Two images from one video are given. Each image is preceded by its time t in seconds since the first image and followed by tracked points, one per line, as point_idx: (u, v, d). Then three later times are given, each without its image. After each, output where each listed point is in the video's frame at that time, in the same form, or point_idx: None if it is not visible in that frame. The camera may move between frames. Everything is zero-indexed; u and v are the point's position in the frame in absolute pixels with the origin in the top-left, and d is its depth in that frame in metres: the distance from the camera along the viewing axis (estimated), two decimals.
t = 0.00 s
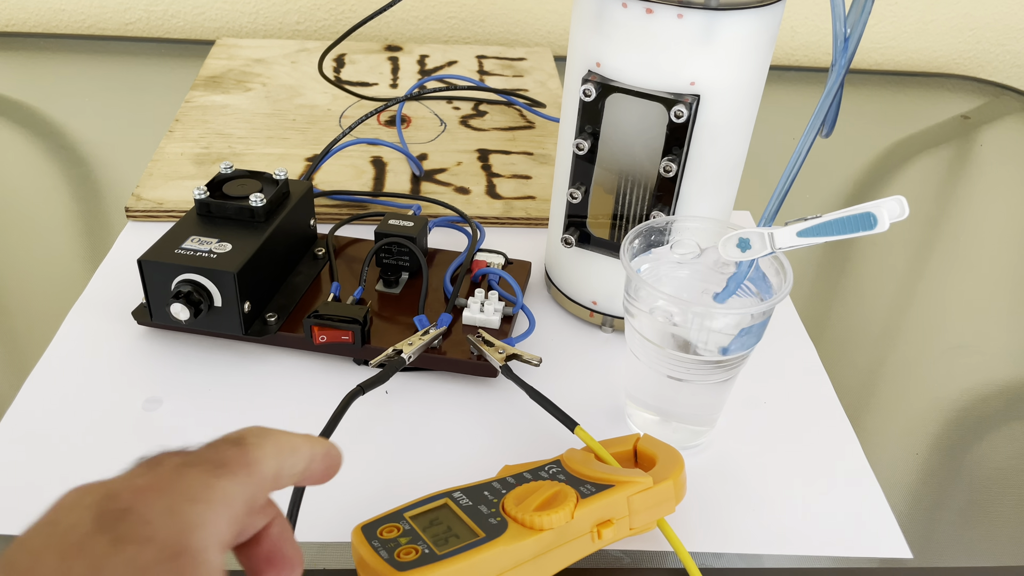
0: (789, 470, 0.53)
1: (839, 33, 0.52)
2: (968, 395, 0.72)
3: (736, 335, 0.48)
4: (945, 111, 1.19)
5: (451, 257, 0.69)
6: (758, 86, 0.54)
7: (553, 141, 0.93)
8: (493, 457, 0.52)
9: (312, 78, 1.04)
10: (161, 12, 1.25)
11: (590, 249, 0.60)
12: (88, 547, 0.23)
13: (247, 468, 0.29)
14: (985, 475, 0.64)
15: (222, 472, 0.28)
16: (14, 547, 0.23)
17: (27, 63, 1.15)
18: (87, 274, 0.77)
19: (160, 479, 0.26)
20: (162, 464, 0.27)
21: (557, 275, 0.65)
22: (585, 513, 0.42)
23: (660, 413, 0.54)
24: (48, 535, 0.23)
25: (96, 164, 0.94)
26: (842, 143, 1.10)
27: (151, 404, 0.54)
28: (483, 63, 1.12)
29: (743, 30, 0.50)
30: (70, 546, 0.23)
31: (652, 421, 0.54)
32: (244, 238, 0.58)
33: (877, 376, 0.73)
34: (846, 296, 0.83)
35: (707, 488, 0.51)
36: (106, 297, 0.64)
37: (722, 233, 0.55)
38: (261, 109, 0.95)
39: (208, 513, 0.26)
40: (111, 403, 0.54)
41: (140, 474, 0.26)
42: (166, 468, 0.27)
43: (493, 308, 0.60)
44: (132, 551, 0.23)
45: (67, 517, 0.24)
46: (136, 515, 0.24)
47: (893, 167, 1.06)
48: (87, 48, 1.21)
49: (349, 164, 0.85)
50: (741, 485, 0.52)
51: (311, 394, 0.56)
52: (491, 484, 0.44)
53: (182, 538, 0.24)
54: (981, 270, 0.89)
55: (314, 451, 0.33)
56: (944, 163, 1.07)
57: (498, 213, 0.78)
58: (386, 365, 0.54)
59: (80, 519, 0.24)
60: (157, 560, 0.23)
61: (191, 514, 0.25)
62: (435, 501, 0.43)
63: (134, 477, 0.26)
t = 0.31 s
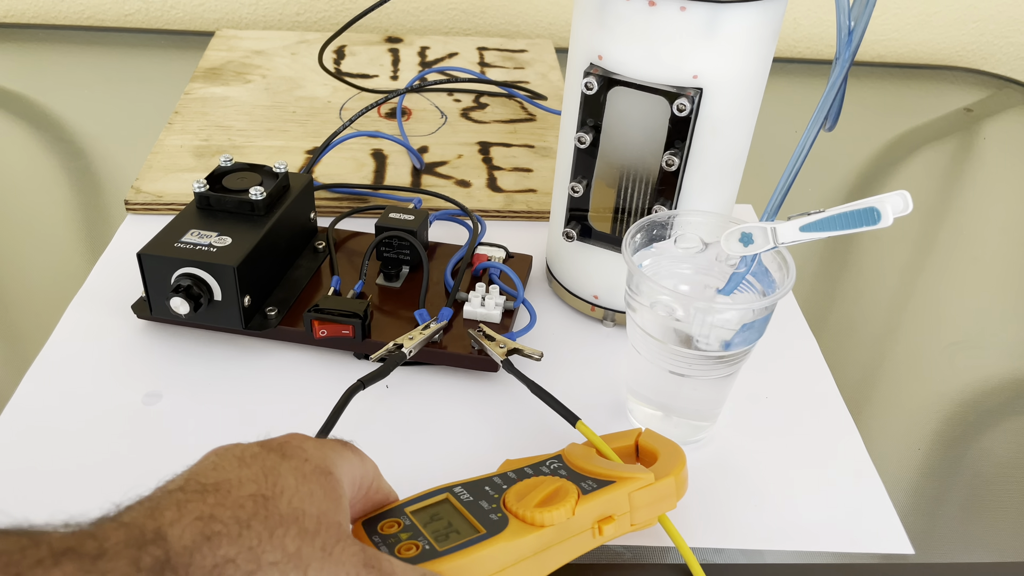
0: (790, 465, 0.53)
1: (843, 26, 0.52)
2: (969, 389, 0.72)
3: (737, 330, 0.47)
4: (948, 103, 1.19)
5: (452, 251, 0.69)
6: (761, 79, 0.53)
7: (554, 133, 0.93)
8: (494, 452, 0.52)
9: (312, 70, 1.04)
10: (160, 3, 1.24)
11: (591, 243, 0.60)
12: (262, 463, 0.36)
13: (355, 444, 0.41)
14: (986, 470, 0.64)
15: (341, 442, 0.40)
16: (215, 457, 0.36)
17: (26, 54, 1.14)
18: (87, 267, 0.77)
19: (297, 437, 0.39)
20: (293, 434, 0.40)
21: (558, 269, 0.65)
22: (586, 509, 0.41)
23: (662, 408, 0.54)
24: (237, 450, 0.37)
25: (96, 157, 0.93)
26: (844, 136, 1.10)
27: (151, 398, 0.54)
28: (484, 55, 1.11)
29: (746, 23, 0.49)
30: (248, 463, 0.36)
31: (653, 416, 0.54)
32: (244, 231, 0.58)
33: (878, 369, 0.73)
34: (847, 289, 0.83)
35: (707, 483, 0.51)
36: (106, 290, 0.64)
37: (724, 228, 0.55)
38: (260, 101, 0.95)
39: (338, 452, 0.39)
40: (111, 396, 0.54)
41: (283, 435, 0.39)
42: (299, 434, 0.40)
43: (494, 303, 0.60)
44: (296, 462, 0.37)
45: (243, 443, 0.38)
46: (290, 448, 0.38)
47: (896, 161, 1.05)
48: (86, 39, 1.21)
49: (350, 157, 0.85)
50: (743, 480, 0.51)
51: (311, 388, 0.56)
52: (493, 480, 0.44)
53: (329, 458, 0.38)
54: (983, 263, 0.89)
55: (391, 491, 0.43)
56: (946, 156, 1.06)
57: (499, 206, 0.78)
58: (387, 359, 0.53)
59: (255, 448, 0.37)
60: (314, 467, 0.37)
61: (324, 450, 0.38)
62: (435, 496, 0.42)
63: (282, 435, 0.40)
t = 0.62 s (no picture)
0: (791, 454, 0.53)
1: (849, 12, 0.51)
2: (970, 378, 0.72)
3: (739, 319, 0.47)
4: (951, 91, 1.18)
5: (453, 239, 0.68)
6: (766, 66, 0.52)
7: (555, 120, 0.92)
8: (495, 441, 0.52)
9: (312, 56, 1.03)
10: None
11: (593, 230, 0.60)
12: (263, 540, 0.34)
13: (353, 484, 0.38)
14: (987, 459, 0.64)
15: (337, 488, 0.38)
16: (210, 536, 0.34)
17: (24, 39, 1.13)
18: (86, 254, 0.76)
19: (292, 495, 0.37)
20: (286, 488, 0.37)
21: (559, 257, 0.65)
22: (607, 514, 0.41)
23: (662, 397, 0.54)
24: (231, 524, 0.35)
25: (95, 143, 0.93)
26: (848, 124, 1.09)
27: (150, 385, 0.54)
28: (485, 41, 1.10)
29: (751, 8, 0.48)
30: (248, 541, 0.34)
31: (655, 405, 0.54)
32: (243, 218, 0.57)
33: (879, 358, 0.73)
34: (850, 278, 0.82)
35: (707, 472, 0.51)
36: (105, 277, 0.64)
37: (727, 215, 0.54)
38: (260, 87, 0.94)
39: (340, 511, 0.37)
40: (111, 384, 0.54)
41: (276, 492, 0.37)
42: (293, 488, 0.37)
43: (495, 291, 0.59)
44: (299, 534, 0.35)
45: (236, 511, 0.35)
46: (288, 513, 0.35)
47: (899, 149, 1.05)
48: (84, 24, 1.20)
49: (350, 144, 0.84)
50: (745, 470, 0.51)
51: (311, 376, 0.56)
52: (499, 490, 0.42)
53: (331, 522, 0.36)
54: (985, 252, 0.88)
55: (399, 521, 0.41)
56: (949, 145, 1.05)
57: (500, 193, 0.77)
58: (387, 347, 0.53)
59: (250, 517, 0.35)
60: (320, 540, 0.35)
61: (324, 510, 0.36)
62: (445, 518, 0.40)
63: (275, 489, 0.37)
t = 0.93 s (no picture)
0: (794, 440, 0.53)
1: None
2: (973, 364, 0.72)
3: (741, 304, 0.47)
4: (956, 76, 1.17)
5: (455, 225, 0.68)
6: (771, 48, 0.51)
7: (557, 104, 0.91)
8: (497, 428, 0.52)
9: (312, 39, 1.02)
10: None
11: (595, 215, 0.59)
12: None
13: (382, 503, 0.36)
14: (988, 444, 0.64)
15: (366, 512, 0.35)
16: None
17: (22, 20, 1.12)
18: (85, 237, 0.76)
19: (321, 530, 0.34)
20: (313, 520, 0.34)
21: (561, 242, 0.64)
22: (630, 500, 0.41)
23: (664, 382, 0.53)
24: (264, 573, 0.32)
25: (93, 126, 0.92)
26: (851, 109, 1.08)
27: (150, 368, 0.54)
28: (486, 24, 1.09)
29: None
30: None
31: (657, 390, 0.54)
32: (243, 202, 0.57)
33: (882, 344, 0.72)
34: (853, 263, 0.82)
35: (708, 456, 0.51)
36: (103, 261, 0.63)
37: (730, 200, 0.54)
38: (260, 70, 0.93)
39: (373, 540, 0.34)
40: (111, 368, 0.54)
41: (304, 527, 0.34)
42: (320, 518, 0.34)
43: (496, 278, 0.59)
44: None
45: (267, 556, 0.32)
46: (321, 554, 0.33)
47: (903, 134, 1.04)
48: (82, 6, 1.18)
49: (350, 127, 0.84)
50: (746, 454, 0.51)
51: (312, 361, 0.56)
52: (517, 481, 0.42)
53: (367, 557, 0.33)
54: (990, 237, 0.88)
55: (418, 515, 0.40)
56: (954, 130, 1.05)
57: (501, 178, 0.77)
58: (387, 333, 0.53)
59: (282, 562, 0.32)
60: None
61: (358, 544, 0.33)
62: (465, 512, 0.40)
63: (301, 522, 0.34)
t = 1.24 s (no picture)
0: (794, 424, 0.53)
1: None
2: (973, 349, 0.72)
3: (743, 289, 0.46)
4: (961, 60, 1.16)
5: (457, 209, 0.67)
6: (774, 30, 0.51)
7: (559, 88, 0.90)
8: (497, 412, 0.52)
9: (311, 21, 1.01)
10: None
11: (597, 200, 0.59)
12: (299, 549, 0.31)
13: (383, 462, 0.36)
14: (989, 428, 0.64)
15: (366, 471, 0.35)
16: (242, 544, 0.31)
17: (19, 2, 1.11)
18: (84, 220, 0.75)
19: (321, 488, 0.33)
20: (313, 476, 0.34)
21: (562, 226, 0.64)
22: (633, 476, 0.41)
23: (665, 366, 0.53)
24: (263, 528, 0.31)
25: (92, 109, 0.91)
26: (855, 93, 1.07)
27: (150, 352, 0.54)
28: (487, 6, 1.08)
29: None
30: (283, 551, 0.31)
31: (657, 374, 0.54)
32: (243, 185, 0.57)
33: (883, 329, 0.72)
34: (855, 247, 0.81)
35: (708, 440, 0.51)
36: (103, 245, 0.63)
37: (733, 184, 0.53)
38: (259, 53, 0.92)
39: (371, 500, 0.34)
40: (111, 351, 0.54)
41: (304, 483, 0.33)
42: (320, 475, 0.34)
43: (498, 263, 0.59)
44: (336, 538, 0.31)
45: (266, 512, 0.32)
46: (321, 512, 0.32)
47: (906, 118, 1.03)
48: None
49: (350, 111, 0.83)
50: (747, 438, 0.51)
51: (312, 345, 0.55)
52: (522, 450, 0.42)
53: (366, 517, 0.33)
54: (993, 222, 0.87)
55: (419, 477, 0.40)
56: (957, 114, 1.04)
57: (502, 161, 0.76)
58: (387, 318, 0.53)
59: (281, 519, 0.32)
60: (358, 542, 0.32)
61: (357, 504, 0.33)
62: (468, 477, 0.40)
63: (301, 477, 0.34)
